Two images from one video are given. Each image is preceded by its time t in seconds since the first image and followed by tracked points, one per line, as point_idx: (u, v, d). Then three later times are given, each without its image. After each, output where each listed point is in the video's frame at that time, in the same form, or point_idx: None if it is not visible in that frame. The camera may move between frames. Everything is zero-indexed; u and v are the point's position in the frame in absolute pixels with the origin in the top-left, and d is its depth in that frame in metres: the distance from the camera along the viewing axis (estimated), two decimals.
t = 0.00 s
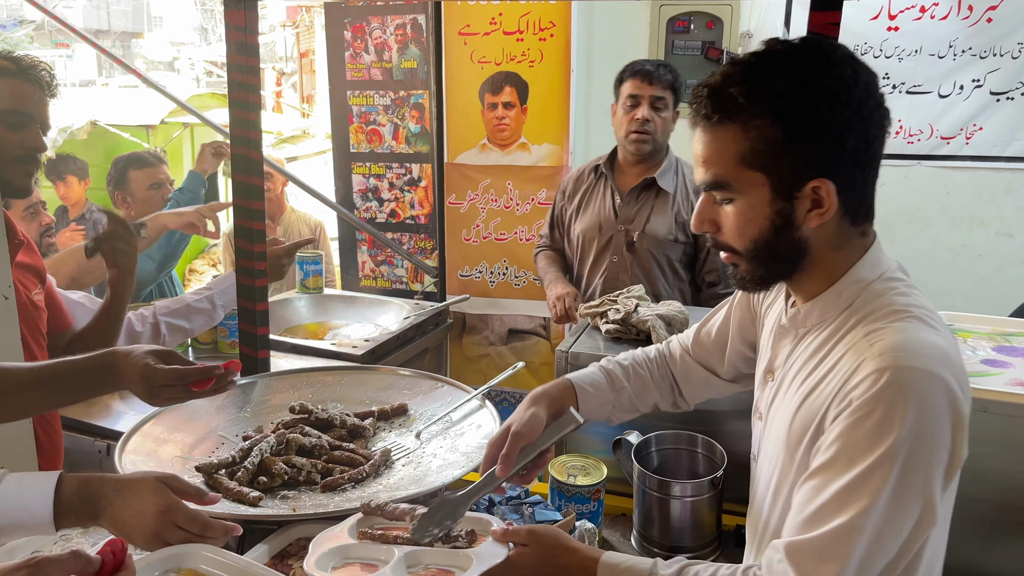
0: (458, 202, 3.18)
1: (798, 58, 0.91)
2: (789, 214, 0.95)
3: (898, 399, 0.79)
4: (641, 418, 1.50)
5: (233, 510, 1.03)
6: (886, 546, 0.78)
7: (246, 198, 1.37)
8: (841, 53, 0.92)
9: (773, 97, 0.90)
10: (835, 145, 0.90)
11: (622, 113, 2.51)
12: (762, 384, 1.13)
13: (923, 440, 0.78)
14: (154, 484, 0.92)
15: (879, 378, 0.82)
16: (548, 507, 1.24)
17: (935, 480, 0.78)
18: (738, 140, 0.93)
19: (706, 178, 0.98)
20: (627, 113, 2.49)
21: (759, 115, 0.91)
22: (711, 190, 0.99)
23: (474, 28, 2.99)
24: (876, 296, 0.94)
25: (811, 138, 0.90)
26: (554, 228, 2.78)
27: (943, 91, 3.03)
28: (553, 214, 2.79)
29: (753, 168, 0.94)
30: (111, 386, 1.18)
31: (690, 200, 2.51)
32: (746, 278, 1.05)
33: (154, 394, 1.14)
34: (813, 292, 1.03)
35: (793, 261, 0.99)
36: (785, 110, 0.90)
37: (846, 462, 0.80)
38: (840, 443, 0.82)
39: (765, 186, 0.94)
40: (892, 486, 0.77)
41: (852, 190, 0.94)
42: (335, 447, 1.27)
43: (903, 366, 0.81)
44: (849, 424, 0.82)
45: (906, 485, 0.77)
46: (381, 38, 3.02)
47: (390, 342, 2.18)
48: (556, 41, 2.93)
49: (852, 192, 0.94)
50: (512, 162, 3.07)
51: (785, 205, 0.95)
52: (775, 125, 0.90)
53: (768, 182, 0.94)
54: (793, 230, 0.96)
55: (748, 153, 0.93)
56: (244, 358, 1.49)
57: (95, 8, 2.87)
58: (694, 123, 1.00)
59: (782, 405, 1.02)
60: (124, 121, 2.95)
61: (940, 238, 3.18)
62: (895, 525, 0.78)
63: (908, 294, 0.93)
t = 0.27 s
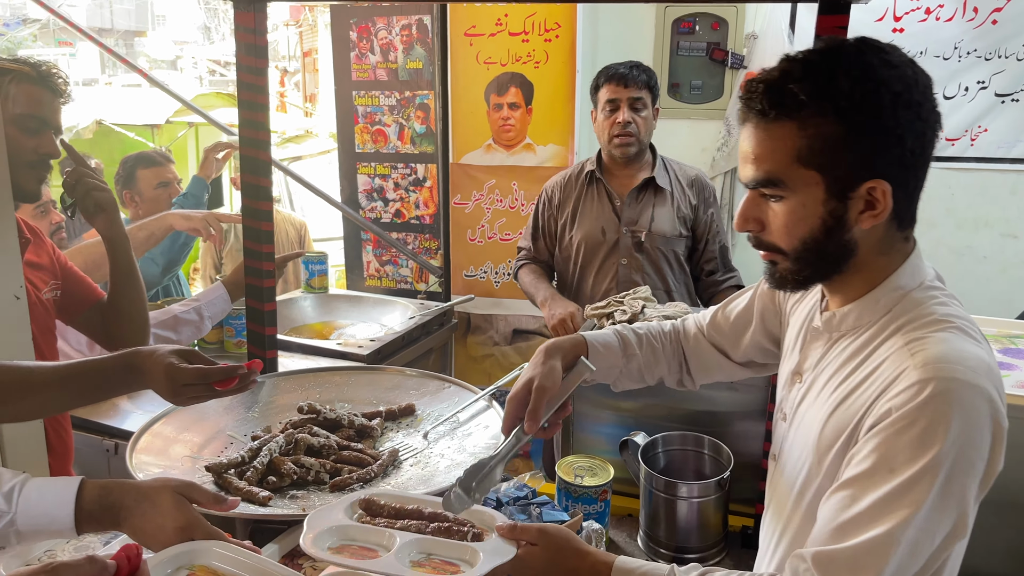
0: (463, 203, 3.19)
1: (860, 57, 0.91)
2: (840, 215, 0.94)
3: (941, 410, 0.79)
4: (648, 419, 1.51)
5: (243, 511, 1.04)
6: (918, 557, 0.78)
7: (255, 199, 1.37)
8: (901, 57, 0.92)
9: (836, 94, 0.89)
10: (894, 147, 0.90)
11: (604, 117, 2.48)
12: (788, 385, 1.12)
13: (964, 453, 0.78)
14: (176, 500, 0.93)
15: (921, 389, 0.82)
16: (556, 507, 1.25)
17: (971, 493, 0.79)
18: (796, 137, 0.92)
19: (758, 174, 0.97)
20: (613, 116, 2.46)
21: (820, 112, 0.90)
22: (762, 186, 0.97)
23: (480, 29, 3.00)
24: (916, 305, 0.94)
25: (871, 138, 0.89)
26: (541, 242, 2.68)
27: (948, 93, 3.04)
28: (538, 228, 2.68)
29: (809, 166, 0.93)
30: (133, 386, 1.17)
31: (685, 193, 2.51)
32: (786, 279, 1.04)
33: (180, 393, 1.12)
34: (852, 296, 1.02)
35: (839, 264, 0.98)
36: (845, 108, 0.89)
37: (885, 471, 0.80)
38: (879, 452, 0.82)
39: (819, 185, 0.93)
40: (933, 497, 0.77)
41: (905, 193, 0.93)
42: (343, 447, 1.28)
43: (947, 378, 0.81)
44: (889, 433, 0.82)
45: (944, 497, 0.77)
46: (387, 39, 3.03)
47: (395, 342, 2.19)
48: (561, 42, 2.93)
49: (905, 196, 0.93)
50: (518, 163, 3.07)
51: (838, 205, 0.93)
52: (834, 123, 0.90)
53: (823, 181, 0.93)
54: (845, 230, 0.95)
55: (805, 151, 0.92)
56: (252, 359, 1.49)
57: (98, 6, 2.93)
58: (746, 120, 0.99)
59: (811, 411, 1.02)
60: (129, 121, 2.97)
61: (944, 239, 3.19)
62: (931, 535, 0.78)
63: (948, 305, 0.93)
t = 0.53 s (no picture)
0: (470, 204, 3.20)
1: (903, 58, 0.91)
2: (871, 215, 0.95)
3: (946, 416, 0.80)
4: (654, 421, 1.52)
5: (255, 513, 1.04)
6: (901, 554, 0.80)
7: (265, 202, 1.38)
8: (946, 62, 0.92)
9: (876, 92, 0.89)
10: (931, 150, 0.90)
11: (635, 114, 2.44)
12: (807, 387, 1.13)
13: (961, 461, 0.79)
14: (193, 503, 0.93)
15: (931, 393, 0.83)
16: (564, 509, 1.26)
17: (961, 499, 0.81)
18: (834, 133, 0.92)
19: (793, 168, 0.97)
20: (647, 114, 2.42)
21: (860, 110, 0.90)
22: (795, 180, 0.98)
23: (487, 31, 3.02)
24: (938, 313, 0.94)
25: (909, 139, 0.89)
26: (563, 245, 2.53)
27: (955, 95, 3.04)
28: (558, 231, 2.53)
29: (845, 163, 0.93)
30: (154, 380, 1.18)
31: (710, 195, 2.52)
32: (811, 276, 1.04)
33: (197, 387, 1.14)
34: (875, 297, 1.02)
35: (865, 263, 0.99)
36: (886, 107, 0.89)
37: (882, 468, 0.82)
38: (880, 451, 0.83)
39: (852, 183, 0.94)
40: (927, 500, 0.78)
41: (938, 198, 0.93)
42: (351, 448, 1.29)
43: (956, 387, 0.82)
44: (893, 432, 0.83)
45: (938, 501, 0.79)
46: (394, 40, 3.03)
47: (402, 343, 2.19)
48: (568, 44, 2.94)
49: (937, 202, 0.94)
50: (524, 164, 3.08)
51: (871, 205, 0.94)
52: (873, 122, 0.90)
53: (858, 178, 0.93)
54: (875, 231, 0.96)
55: (841, 148, 0.92)
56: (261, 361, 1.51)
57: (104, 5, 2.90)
58: (784, 114, 0.99)
59: (828, 409, 1.02)
60: (136, 121, 2.96)
61: (951, 241, 3.19)
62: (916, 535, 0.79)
63: (970, 316, 0.93)
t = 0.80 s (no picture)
0: (476, 205, 3.21)
1: (922, 56, 0.90)
2: (872, 211, 0.94)
3: (907, 403, 0.81)
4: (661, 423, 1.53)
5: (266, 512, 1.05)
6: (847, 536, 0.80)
7: (275, 204, 1.39)
8: (963, 69, 0.92)
9: (892, 85, 0.88)
10: (939, 150, 0.89)
11: (683, 117, 2.39)
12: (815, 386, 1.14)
13: (915, 448, 0.79)
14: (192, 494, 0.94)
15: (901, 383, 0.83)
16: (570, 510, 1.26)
17: (915, 488, 0.80)
18: (846, 122, 0.91)
19: (802, 154, 0.96)
20: (697, 117, 2.37)
21: (874, 102, 0.89)
22: (805, 165, 0.97)
23: (494, 33, 3.03)
24: (930, 314, 0.93)
25: (920, 136, 0.88)
26: (596, 245, 2.47)
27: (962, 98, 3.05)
28: (592, 230, 2.48)
29: (854, 154, 0.92)
30: (171, 374, 1.21)
31: (745, 203, 2.51)
32: (808, 266, 1.05)
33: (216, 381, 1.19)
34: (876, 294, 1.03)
35: (863, 257, 0.99)
36: (901, 101, 0.88)
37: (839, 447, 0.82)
38: (842, 432, 0.84)
39: (858, 175, 0.93)
40: (876, 482, 0.78)
41: (941, 200, 0.93)
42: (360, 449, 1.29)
43: (925, 379, 0.82)
44: (857, 415, 0.84)
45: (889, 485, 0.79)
46: (401, 42, 3.05)
47: (409, 344, 2.21)
48: (575, 47, 2.95)
49: (940, 203, 0.93)
50: (531, 165, 3.10)
51: (877, 199, 0.93)
52: (886, 115, 0.89)
53: (865, 170, 0.92)
54: (876, 226, 0.95)
55: (853, 138, 0.91)
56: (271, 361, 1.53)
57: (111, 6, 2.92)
58: (802, 100, 0.98)
59: (823, 404, 1.03)
60: (143, 122, 2.98)
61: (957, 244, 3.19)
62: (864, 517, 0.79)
63: (963, 318, 0.92)
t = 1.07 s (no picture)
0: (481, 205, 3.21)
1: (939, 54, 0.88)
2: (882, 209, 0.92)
3: (883, 385, 0.79)
4: (666, 425, 1.53)
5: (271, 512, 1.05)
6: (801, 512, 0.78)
7: (280, 203, 1.39)
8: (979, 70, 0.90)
9: (909, 80, 0.86)
10: (953, 149, 0.87)
11: (704, 119, 2.33)
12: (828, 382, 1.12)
13: (883, 431, 0.77)
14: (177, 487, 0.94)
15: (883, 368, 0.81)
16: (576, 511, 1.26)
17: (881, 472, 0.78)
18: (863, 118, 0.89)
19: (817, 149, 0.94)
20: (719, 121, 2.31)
21: (893, 98, 0.87)
22: (820, 160, 0.95)
23: (500, 33, 3.02)
24: (927, 312, 0.92)
25: (933, 134, 0.86)
26: (608, 244, 2.43)
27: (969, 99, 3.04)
28: (604, 229, 2.43)
29: (870, 149, 0.90)
30: (186, 367, 1.20)
31: (762, 210, 2.47)
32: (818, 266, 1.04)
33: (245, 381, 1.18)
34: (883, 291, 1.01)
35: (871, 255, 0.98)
36: (919, 97, 0.86)
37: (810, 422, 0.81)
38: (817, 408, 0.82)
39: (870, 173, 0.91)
40: (839, 456, 0.77)
41: (953, 200, 0.91)
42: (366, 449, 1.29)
43: (905, 368, 0.81)
44: (834, 393, 0.82)
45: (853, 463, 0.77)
46: (407, 42, 3.06)
47: (414, 343, 2.21)
48: (581, 47, 2.95)
49: (952, 203, 0.92)
50: (536, 166, 3.09)
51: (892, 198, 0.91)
52: (903, 112, 0.87)
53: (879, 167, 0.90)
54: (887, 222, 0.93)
55: (869, 134, 0.89)
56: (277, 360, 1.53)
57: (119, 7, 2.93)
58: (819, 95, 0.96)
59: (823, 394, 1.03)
60: (149, 121, 3.00)
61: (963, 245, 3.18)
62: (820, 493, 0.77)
63: (957, 320, 0.90)
